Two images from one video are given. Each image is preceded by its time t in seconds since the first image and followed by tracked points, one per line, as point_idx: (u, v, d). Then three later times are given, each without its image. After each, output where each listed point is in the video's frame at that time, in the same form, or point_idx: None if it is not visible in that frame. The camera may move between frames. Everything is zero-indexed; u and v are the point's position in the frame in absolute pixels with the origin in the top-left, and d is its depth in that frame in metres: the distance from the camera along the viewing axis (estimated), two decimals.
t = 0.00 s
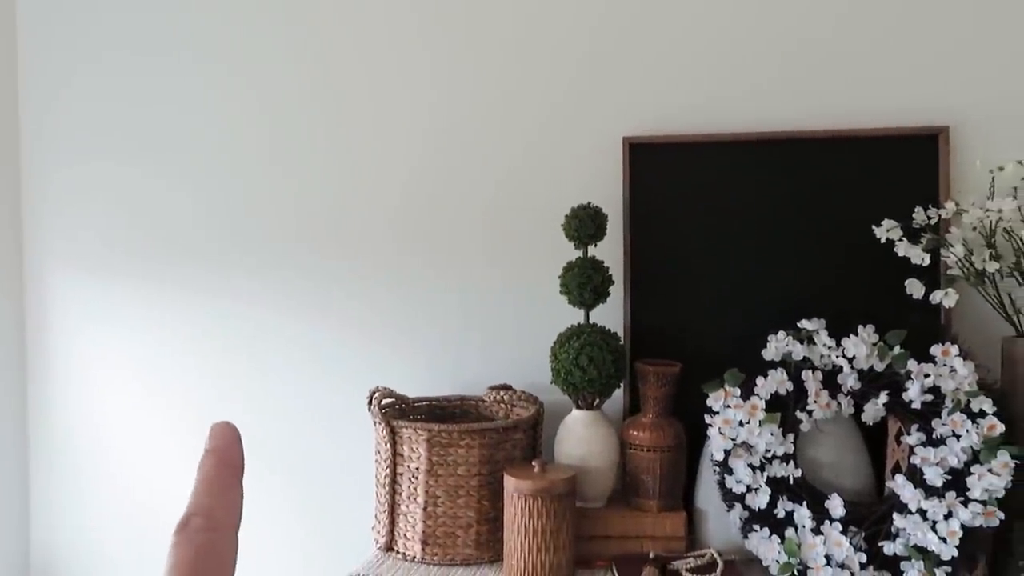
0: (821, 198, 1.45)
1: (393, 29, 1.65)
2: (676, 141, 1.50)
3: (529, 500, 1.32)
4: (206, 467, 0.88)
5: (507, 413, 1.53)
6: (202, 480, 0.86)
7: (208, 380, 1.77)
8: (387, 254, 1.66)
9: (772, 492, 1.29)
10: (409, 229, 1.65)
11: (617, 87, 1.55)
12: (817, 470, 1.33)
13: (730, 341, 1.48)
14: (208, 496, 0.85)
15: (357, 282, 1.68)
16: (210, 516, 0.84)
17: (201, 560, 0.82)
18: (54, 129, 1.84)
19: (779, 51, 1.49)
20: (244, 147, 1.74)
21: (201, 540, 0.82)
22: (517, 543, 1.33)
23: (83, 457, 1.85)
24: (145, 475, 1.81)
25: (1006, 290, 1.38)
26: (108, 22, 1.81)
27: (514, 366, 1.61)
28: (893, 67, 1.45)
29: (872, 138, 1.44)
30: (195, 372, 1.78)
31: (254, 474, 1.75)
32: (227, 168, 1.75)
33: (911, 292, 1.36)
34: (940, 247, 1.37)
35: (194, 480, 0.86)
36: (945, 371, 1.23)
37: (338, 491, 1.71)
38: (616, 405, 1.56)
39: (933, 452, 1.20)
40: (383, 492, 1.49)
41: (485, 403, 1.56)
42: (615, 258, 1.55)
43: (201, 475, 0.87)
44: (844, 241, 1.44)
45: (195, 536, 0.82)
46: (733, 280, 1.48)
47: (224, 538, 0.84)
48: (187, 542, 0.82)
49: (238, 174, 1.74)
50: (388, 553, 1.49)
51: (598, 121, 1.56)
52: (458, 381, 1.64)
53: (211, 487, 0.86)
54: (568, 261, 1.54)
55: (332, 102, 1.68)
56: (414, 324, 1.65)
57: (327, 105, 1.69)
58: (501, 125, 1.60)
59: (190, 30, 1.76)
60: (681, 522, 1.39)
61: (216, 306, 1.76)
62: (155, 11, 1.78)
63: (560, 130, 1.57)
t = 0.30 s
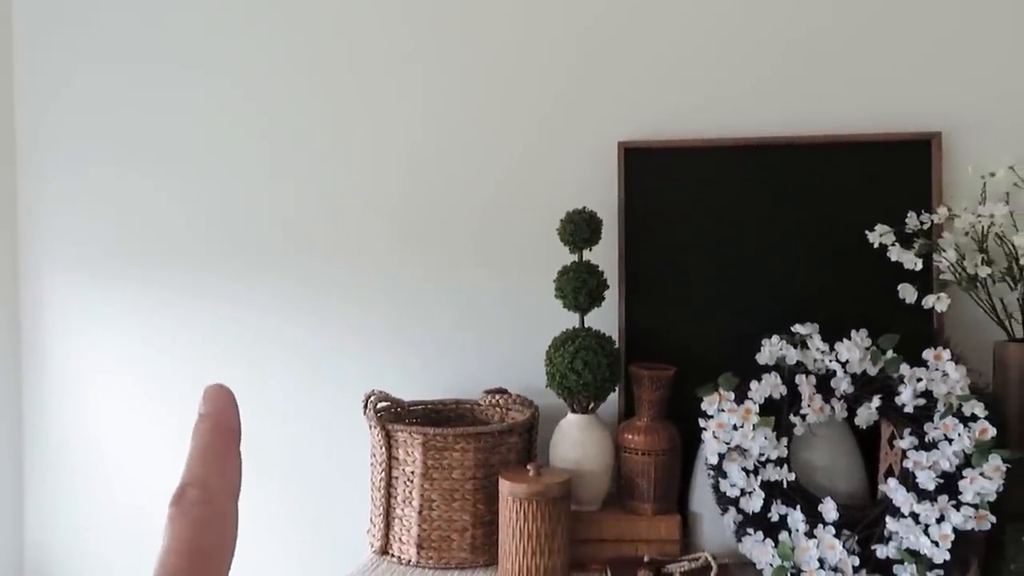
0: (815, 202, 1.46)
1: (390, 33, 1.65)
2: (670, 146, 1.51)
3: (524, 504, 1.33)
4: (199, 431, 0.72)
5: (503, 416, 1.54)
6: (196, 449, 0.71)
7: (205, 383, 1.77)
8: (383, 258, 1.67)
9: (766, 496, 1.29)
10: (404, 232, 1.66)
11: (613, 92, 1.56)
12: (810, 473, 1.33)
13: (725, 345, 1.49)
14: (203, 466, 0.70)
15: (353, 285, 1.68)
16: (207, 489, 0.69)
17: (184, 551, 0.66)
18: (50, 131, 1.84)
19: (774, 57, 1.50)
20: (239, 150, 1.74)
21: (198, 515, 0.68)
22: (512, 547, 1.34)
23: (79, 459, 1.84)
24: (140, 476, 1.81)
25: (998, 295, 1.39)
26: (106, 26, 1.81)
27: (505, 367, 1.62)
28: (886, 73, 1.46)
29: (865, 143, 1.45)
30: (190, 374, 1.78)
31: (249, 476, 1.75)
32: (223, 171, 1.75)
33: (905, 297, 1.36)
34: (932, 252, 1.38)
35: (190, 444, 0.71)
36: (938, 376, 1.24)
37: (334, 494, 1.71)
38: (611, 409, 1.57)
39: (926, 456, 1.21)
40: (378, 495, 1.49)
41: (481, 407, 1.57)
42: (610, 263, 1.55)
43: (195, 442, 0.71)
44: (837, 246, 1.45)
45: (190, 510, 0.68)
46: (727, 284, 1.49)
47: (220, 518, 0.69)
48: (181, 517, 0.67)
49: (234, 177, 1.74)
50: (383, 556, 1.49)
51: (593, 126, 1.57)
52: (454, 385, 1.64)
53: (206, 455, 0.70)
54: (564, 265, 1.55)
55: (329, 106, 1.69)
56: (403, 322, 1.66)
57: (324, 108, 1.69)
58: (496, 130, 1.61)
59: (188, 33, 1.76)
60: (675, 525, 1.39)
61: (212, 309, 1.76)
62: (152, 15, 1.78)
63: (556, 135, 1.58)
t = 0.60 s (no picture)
0: (800, 213, 1.47)
1: (380, 43, 1.66)
2: (657, 158, 1.52)
3: (513, 514, 1.33)
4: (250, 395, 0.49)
5: (491, 426, 1.54)
6: (242, 424, 0.50)
7: (194, 390, 1.77)
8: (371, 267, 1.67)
9: (753, 505, 1.30)
10: (394, 244, 1.66)
11: (601, 103, 1.57)
12: (797, 482, 1.34)
13: (712, 354, 1.49)
14: (249, 442, 0.50)
15: (343, 293, 1.69)
16: (253, 467, 0.50)
17: (242, 539, 0.50)
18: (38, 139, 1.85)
19: (761, 69, 1.52)
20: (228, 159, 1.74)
21: (246, 499, 0.50)
22: (501, 557, 1.34)
23: (67, 465, 1.84)
24: (123, 478, 1.81)
25: (982, 304, 1.40)
26: (98, 35, 1.81)
27: (493, 376, 1.62)
28: (871, 85, 1.48)
29: (851, 154, 1.46)
30: (177, 379, 1.78)
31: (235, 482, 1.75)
32: (214, 181, 1.75)
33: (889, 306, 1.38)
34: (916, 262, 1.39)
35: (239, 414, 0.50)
36: (922, 385, 1.25)
37: (324, 503, 1.71)
38: (599, 418, 1.57)
39: (911, 465, 1.22)
40: (367, 506, 1.49)
41: (470, 417, 1.57)
42: (599, 273, 1.56)
43: (242, 416, 0.49)
44: (823, 256, 1.46)
45: (235, 493, 0.50)
46: (714, 294, 1.50)
47: (277, 495, 0.51)
48: (227, 498, 0.50)
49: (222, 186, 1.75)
50: (372, 567, 1.49)
51: (580, 138, 1.58)
52: (443, 394, 1.64)
53: (251, 426, 0.50)
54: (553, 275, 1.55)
55: (319, 116, 1.70)
56: (391, 334, 1.67)
57: (315, 119, 1.70)
58: (484, 141, 1.62)
59: (179, 42, 1.77)
60: (663, 535, 1.40)
61: (201, 318, 1.76)
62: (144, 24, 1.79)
63: (544, 147, 1.59)
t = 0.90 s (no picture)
0: (772, 220, 1.50)
1: (358, 50, 1.67)
2: (632, 166, 1.54)
3: (489, 520, 1.33)
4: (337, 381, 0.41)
5: (468, 432, 1.54)
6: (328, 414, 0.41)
7: (169, 396, 1.76)
8: (347, 272, 1.67)
9: (726, 509, 1.31)
10: (372, 248, 1.66)
11: (577, 111, 1.59)
12: (769, 486, 1.36)
13: (686, 360, 1.51)
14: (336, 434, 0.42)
15: (320, 299, 1.69)
16: (342, 466, 0.41)
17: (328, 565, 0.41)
18: (8, 141, 1.82)
19: (734, 78, 1.54)
20: (204, 164, 1.74)
21: (337, 504, 0.41)
22: (477, 563, 1.34)
23: (38, 471, 1.81)
24: (100, 479, 1.78)
25: (949, 310, 1.43)
26: (72, 38, 1.80)
27: (470, 381, 1.62)
28: (840, 95, 1.51)
29: (821, 162, 1.49)
30: (153, 382, 1.76)
31: (211, 487, 1.74)
32: (189, 186, 1.75)
33: (859, 312, 1.39)
34: (885, 269, 1.42)
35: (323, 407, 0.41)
36: (890, 389, 1.27)
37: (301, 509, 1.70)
38: (575, 424, 1.58)
39: (879, 467, 1.24)
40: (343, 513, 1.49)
41: (446, 424, 1.57)
42: (574, 280, 1.57)
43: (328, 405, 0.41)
44: (794, 262, 1.49)
45: (323, 495, 0.42)
46: (687, 300, 1.51)
47: (367, 504, 0.42)
48: (311, 508, 0.41)
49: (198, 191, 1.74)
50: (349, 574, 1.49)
51: (555, 146, 1.59)
52: (421, 401, 1.64)
53: (340, 419, 0.41)
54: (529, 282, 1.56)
55: (296, 122, 1.70)
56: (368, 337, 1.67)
57: (292, 125, 1.70)
58: (462, 148, 1.63)
59: (156, 48, 1.76)
60: (638, 539, 1.41)
61: (175, 324, 1.75)
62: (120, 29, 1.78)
63: (520, 154, 1.60)
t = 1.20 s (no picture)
0: (735, 222, 1.52)
1: (324, 50, 1.66)
2: (597, 168, 1.55)
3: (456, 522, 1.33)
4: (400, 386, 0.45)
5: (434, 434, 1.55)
6: (398, 416, 0.45)
7: (130, 399, 1.73)
8: (312, 273, 1.66)
9: (689, 508, 1.32)
10: (337, 246, 1.65)
11: (543, 113, 1.60)
12: (732, 485, 1.37)
13: (651, 361, 1.52)
14: (407, 437, 0.45)
15: (285, 300, 1.67)
16: (412, 467, 0.45)
17: (405, 562, 0.45)
18: None
19: (697, 82, 1.56)
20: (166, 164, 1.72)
21: (408, 506, 0.45)
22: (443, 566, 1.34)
23: None
24: (56, 482, 1.75)
25: (906, 311, 1.47)
26: (27, 36, 1.77)
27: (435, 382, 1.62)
28: (800, 100, 1.54)
29: (783, 166, 1.51)
30: (113, 383, 1.74)
31: (172, 489, 1.72)
32: (151, 185, 1.72)
33: (820, 314, 1.44)
34: (845, 270, 1.45)
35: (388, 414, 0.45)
36: (849, 389, 1.30)
37: (266, 512, 1.69)
38: (541, 425, 1.59)
39: (839, 466, 1.26)
40: (308, 516, 1.48)
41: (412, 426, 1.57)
42: (541, 282, 1.58)
43: (399, 408, 0.45)
44: (757, 264, 1.51)
45: (396, 496, 0.45)
46: (653, 301, 1.53)
47: (437, 505, 0.46)
48: (384, 512, 0.45)
49: (160, 191, 1.72)
50: None
51: (521, 148, 1.60)
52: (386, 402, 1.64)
53: (409, 419, 0.45)
54: (495, 284, 1.57)
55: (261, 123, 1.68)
56: (334, 335, 1.66)
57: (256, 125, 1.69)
58: (428, 150, 1.63)
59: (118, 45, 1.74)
60: (604, 539, 1.42)
61: (136, 327, 1.73)
62: (74, 25, 1.76)
63: (486, 155, 1.61)
